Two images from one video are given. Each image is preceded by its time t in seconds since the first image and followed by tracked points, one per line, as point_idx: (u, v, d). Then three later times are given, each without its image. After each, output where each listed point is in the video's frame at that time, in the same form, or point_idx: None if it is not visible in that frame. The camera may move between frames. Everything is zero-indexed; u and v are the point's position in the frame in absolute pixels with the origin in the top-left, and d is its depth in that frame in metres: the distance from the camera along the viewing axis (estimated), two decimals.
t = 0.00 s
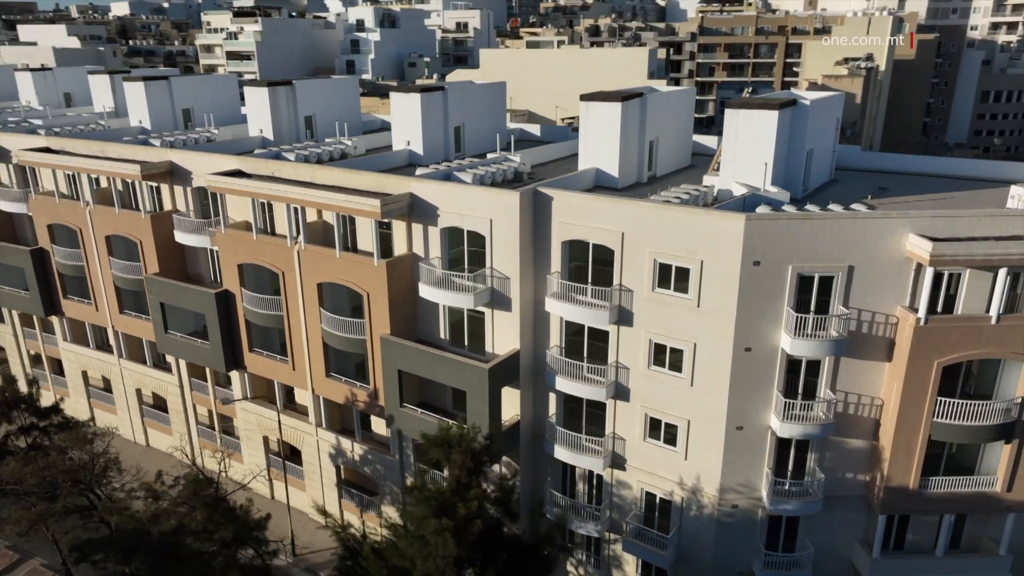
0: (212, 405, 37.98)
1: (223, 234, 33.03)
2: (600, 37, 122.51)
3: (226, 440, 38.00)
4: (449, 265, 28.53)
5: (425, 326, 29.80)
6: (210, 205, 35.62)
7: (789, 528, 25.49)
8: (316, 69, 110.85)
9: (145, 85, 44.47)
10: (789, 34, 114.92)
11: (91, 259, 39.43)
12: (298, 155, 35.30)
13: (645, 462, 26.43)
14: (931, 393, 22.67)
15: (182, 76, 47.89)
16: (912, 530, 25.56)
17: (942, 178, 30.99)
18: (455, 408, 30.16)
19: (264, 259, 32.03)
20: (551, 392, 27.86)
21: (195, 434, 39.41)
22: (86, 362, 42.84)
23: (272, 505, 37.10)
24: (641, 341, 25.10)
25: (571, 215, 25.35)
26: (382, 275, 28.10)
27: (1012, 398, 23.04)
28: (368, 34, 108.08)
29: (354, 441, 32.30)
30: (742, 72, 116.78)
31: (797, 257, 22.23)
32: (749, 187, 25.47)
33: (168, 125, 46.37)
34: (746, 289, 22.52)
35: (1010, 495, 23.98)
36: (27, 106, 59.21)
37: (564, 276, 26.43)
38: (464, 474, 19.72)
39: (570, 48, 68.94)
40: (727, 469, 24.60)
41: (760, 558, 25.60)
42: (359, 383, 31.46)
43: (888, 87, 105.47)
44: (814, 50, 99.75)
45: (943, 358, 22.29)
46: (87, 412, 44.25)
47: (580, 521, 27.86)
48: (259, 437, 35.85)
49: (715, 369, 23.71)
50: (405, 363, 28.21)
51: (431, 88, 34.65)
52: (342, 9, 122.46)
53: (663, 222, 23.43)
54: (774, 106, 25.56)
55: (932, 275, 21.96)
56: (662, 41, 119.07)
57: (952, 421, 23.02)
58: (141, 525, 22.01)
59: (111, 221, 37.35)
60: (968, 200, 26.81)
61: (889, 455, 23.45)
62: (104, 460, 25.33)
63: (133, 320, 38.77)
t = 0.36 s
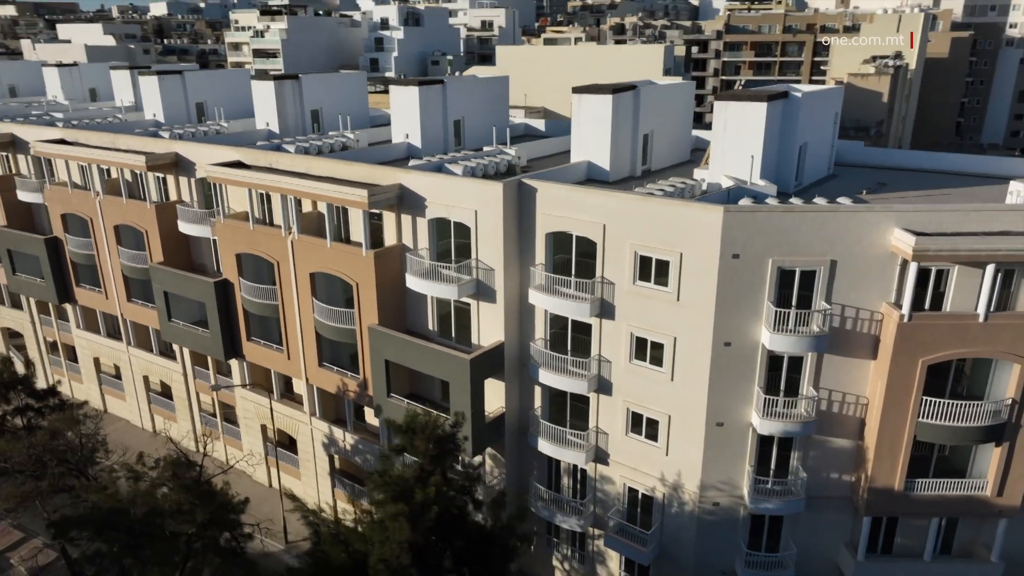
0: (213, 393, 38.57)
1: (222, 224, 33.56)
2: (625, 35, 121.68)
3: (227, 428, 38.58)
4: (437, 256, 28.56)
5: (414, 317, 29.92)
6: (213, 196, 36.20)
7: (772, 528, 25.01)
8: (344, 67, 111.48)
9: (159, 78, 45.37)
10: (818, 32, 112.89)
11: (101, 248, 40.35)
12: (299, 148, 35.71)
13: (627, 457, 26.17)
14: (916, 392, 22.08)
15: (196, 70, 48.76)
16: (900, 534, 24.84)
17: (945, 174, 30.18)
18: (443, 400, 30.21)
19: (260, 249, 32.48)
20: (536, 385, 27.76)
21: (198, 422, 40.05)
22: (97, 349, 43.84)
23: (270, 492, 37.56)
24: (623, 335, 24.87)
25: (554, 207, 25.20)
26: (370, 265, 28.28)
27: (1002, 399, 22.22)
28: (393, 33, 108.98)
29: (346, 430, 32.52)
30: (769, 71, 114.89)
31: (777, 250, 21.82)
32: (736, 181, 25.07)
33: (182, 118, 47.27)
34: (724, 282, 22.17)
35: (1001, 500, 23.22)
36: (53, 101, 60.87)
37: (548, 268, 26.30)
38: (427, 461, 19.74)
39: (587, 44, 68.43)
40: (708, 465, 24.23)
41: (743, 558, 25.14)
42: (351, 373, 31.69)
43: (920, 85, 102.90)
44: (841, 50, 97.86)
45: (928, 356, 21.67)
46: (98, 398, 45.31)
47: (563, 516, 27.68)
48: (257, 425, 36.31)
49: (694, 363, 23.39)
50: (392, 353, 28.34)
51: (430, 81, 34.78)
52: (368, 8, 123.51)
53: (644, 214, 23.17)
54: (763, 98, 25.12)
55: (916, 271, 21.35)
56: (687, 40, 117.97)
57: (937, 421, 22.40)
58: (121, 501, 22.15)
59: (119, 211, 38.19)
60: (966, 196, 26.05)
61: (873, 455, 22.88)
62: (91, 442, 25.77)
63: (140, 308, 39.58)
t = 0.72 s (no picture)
0: (213, 382, 39.17)
1: (220, 214, 34.10)
2: (647, 33, 120.96)
3: (226, 416, 39.16)
4: (423, 247, 28.62)
5: (402, 309, 30.07)
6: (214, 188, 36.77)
7: (751, 527, 24.66)
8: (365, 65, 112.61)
9: (170, 73, 46.24)
10: (844, 31, 110.93)
11: (108, 238, 41.28)
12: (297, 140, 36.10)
13: (606, 452, 26.02)
14: (896, 390, 21.58)
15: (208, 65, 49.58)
16: (883, 536, 24.28)
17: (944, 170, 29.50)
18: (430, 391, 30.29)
19: (255, 240, 32.93)
20: (519, 377, 27.73)
21: (200, 410, 40.70)
22: (106, 337, 44.85)
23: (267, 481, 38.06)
24: (602, 328, 24.73)
25: (535, 198, 25.15)
26: (357, 256, 28.48)
27: (986, 400, 21.58)
28: (411, 29, 108.51)
29: (336, 420, 32.78)
30: (794, 70, 113.00)
31: (753, 243, 21.49)
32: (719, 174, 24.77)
33: (193, 112, 48.14)
34: (699, 275, 21.91)
35: (987, 503, 22.58)
36: (75, 96, 62.42)
37: (531, 260, 26.23)
38: (389, 447, 20.64)
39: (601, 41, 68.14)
40: (685, 460, 23.98)
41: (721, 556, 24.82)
42: (341, 363, 31.95)
43: (949, 84, 100.49)
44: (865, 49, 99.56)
45: (907, 354, 21.16)
46: (108, 385, 46.37)
47: (545, 510, 27.53)
48: (254, 414, 36.82)
49: (671, 357, 23.15)
50: (377, 343, 28.48)
51: (426, 74, 34.92)
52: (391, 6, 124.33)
53: (621, 206, 22.96)
54: (748, 91, 24.76)
55: (896, 266, 20.83)
56: (710, 39, 116.76)
57: (917, 420, 21.82)
58: (98, 481, 22.69)
59: (125, 202, 39.03)
60: (960, 191, 25.42)
61: (852, 454, 22.40)
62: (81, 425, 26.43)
63: (144, 297, 40.38)
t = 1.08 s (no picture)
0: (215, 370, 39.82)
1: (219, 205, 34.68)
2: (669, 32, 120.08)
3: (226, 405, 39.78)
4: (411, 238, 28.75)
5: (391, 300, 30.26)
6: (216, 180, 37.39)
7: (730, 524, 24.35)
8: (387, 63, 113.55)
9: (182, 68, 47.09)
10: (872, 29, 108.90)
11: (117, 228, 42.22)
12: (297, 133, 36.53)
13: (586, 445, 25.91)
14: (874, 387, 21.14)
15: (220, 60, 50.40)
16: (866, 536, 23.83)
17: (943, 165, 28.83)
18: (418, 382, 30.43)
19: (252, 230, 33.42)
20: (503, 369, 27.74)
21: (202, 399, 41.38)
22: (116, 326, 45.87)
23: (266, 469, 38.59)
24: (581, 320, 24.61)
25: (517, 190, 25.13)
26: (345, 246, 28.71)
27: (968, 399, 21.02)
28: (434, 29, 109.34)
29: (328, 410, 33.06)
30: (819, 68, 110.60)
31: (729, 235, 21.22)
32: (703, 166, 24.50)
33: (205, 106, 49.02)
34: (674, 267, 21.71)
35: (972, 506, 21.95)
36: (98, 92, 64.01)
37: (514, 251, 26.22)
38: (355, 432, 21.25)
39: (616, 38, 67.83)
40: (662, 454, 23.78)
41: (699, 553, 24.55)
42: (333, 353, 32.25)
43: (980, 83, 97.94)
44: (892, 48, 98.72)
45: (886, 350, 20.69)
46: (118, 373, 47.41)
47: (527, 502, 27.44)
48: (253, 403, 37.36)
49: (648, 350, 22.98)
50: (364, 333, 28.68)
51: (423, 68, 35.09)
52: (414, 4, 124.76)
53: (599, 197, 22.84)
54: (733, 83, 24.47)
55: (874, 260, 20.39)
56: (734, 37, 115.42)
57: (897, 419, 21.33)
58: (82, 461, 23.04)
59: (132, 193, 39.90)
60: (953, 186, 24.85)
61: (830, 452, 21.99)
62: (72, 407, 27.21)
63: (150, 287, 41.22)
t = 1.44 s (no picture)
0: (218, 359, 40.52)
1: (221, 196, 35.34)
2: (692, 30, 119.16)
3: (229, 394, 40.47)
4: (400, 229, 28.96)
5: (383, 291, 30.54)
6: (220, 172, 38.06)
7: (709, 520, 24.13)
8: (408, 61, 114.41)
9: (195, 64, 47.98)
10: (900, 27, 106.77)
11: (128, 219, 43.22)
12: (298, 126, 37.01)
13: (568, 438, 25.89)
14: (852, 383, 20.79)
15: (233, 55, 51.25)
16: (848, 535, 23.46)
17: (942, 160, 28.24)
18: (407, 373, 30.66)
19: (251, 221, 33.98)
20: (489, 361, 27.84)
21: (207, 387, 42.14)
22: (128, 315, 46.95)
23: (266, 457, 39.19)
24: (562, 312, 24.60)
25: (501, 181, 25.20)
26: (336, 236, 29.05)
27: (949, 396, 20.57)
28: (456, 27, 109.92)
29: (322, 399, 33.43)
30: (844, 67, 108.15)
31: (705, 226, 21.03)
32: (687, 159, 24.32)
33: (217, 101, 49.95)
34: (650, 258, 21.59)
35: (953, 506, 21.51)
36: (120, 88, 65.57)
37: (498, 243, 26.26)
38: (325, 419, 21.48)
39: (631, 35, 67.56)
40: (639, 447, 23.66)
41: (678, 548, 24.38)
42: (327, 342, 32.63)
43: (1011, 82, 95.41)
44: (922, 39, 96.55)
45: (863, 345, 20.35)
46: (130, 361, 48.52)
47: (511, 494, 27.44)
48: (253, 392, 37.96)
49: (625, 342, 22.89)
50: (353, 323, 28.98)
51: (422, 62, 35.33)
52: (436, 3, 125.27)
53: (578, 189, 22.80)
54: (718, 74, 24.23)
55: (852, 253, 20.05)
56: (758, 35, 113.95)
57: (876, 415, 20.93)
58: (69, 441, 23.47)
59: (141, 185, 40.81)
60: (946, 181, 24.35)
61: (808, 448, 21.68)
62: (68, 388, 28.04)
63: (158, 277, 42.12)
